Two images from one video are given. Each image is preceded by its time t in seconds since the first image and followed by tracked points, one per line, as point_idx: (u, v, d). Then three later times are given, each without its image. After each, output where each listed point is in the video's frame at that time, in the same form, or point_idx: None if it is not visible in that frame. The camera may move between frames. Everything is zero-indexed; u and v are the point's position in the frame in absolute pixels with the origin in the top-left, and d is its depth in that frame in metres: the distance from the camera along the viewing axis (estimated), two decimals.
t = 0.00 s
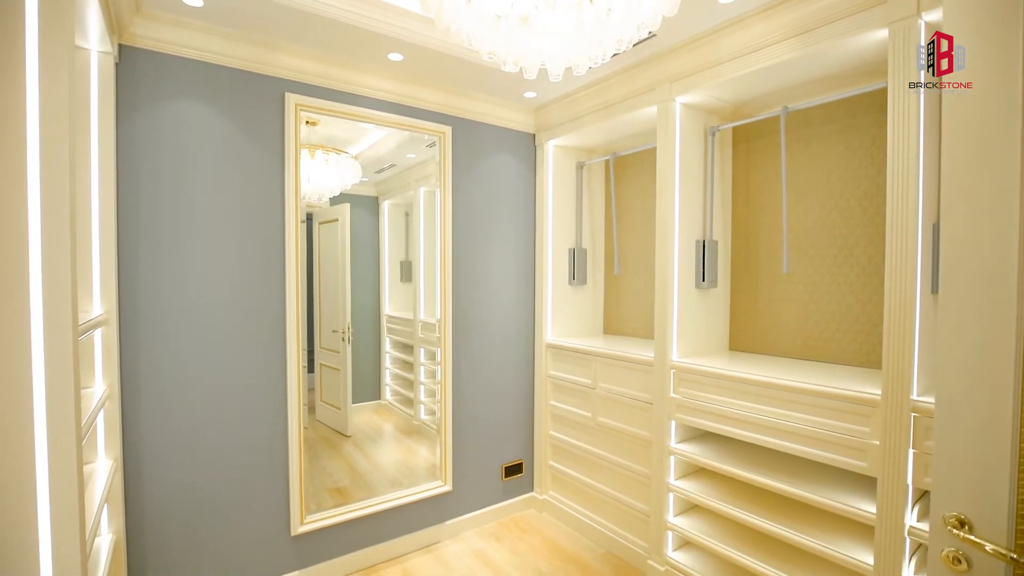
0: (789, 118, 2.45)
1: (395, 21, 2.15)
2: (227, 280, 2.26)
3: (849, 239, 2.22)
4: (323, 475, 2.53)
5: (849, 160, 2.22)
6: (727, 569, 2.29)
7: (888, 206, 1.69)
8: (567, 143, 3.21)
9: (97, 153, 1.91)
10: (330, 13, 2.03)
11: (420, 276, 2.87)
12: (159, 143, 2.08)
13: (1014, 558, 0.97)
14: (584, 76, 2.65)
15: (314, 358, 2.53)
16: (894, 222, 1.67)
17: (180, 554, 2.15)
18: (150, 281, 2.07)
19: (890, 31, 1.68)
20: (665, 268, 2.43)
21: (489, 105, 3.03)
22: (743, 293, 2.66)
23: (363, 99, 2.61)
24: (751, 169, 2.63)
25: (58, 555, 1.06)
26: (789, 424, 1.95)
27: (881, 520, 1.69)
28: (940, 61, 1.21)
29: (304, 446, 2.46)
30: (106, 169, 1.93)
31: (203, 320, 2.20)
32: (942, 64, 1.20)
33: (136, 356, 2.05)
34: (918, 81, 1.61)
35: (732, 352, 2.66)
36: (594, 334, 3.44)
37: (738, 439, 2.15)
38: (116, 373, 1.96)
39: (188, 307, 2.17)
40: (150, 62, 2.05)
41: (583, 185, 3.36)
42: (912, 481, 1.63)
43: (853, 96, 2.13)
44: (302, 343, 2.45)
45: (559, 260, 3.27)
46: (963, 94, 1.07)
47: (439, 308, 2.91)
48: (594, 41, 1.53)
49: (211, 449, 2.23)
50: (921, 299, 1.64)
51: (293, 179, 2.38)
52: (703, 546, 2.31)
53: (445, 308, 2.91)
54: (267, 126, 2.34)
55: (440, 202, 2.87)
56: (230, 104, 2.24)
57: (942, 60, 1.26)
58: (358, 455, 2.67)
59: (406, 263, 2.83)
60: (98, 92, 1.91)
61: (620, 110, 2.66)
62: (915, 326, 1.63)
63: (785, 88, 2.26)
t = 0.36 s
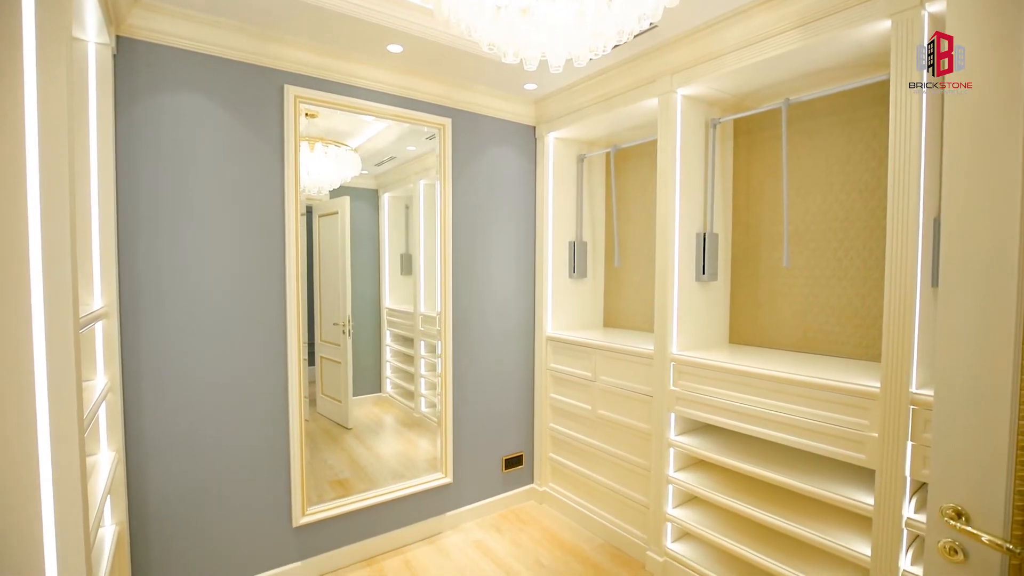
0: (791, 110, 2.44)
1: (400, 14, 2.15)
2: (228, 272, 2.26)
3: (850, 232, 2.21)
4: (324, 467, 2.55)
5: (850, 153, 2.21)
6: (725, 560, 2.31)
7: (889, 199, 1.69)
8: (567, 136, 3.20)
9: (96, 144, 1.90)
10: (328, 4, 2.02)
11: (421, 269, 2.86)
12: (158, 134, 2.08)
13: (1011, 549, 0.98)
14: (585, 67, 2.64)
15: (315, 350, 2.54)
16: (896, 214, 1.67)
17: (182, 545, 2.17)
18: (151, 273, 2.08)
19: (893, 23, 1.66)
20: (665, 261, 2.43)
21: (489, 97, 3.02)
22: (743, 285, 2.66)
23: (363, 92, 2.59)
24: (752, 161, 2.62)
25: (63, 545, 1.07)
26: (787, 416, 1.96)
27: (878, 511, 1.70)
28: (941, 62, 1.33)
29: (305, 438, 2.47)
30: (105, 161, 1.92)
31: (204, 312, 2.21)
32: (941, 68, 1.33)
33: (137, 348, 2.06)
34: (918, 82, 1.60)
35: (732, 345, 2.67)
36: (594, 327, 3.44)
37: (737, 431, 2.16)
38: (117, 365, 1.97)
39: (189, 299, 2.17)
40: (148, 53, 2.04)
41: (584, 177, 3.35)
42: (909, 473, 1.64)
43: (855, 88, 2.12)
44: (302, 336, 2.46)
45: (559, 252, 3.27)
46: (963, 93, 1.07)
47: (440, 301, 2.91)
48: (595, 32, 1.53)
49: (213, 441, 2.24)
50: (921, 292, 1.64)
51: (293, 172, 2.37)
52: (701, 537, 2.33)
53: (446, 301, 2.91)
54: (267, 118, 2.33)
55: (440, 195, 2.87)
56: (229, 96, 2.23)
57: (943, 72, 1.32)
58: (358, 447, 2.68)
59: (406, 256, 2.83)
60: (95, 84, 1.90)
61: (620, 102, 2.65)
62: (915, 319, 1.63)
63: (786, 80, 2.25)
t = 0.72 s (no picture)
0: (793, 101, 2.42)
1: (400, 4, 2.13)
2: (228, 265, 2.26)
3: (851, 226, 2.21)
4: (325, 459, 2.56)
5: (851, 145, 2.20)
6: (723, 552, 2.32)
7: (890, 191, 1.69)
8: (568, 128, 3.19)
9: (94, 136, 1.89)
10: None
11: (421, 262, 2.86)
12: (157, 126, 2.07)
13: (1008, 540, 0.98)
14: (585, 58, 2.62)
15: (316, 343, 2.54)
16: (897, 207, 1.66)
17: (184, 536, 2.18)
18: (152, 265, 2.08)
19: (897, 13, 1.65)
20: (665, 253, 2.43)
21: (490, 88, 3.00)
22: (744, 278, 2.66)
23: (363, 83, 2.58)
24: (753, 153, 2.61)
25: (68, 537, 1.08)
26: (787, 409, 1.97)
27: (877, 503, 1.71)
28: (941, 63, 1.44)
29: (306, 430, 2.48)
30: (104, 153, 1.91)
31: (205, 304, 2.21)
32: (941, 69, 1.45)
33: (138, 341, 2.06)
34: (919, 82, 1.60)
35: (732, 337, 2.67)
36: (594, 319, 3.44)
37: (737, 424, 2.17)
38: (118, 357, 1.98)
39: (189, 292, 2.17)
40: (147, 43, 2.03)
41: (585, 169, 3.34)
42: (908, 466, 1.64)
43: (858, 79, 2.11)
44: (303, 329, 2.46)
45: (560, 245, 3.26)
46: (963, 94, 1.06)
47: (440, 293, 2.91)
48: (596, 22, 1.52)
49: (215, 432, 2.25)
50: (922, 285, 1.64)
51: (293, 164, 2.36)
52: (700, 528, 2.34)
53: (446, 294, 2.91)
54: (266, 110, 2.32)
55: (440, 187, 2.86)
56: (228, 87, 2.22)
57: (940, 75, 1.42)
58: (359, 440, 2.69)
59: (406, 249, 2.83)
60: (92, 74, 1.89)
61: (621, 93, 2.63)
62: (916, 311, 1.63)
63: (789, 71, 2.23)
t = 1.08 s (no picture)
0: (796, 93, 2.41)
1: None
2: (228, 258, 2.25)
3: (853, 218, 2.20)
4: (327, 451, 2.57)
5: (854, 137, 2.19)
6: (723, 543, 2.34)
7: (893, 183, 1.68)
8: (569, 119, 3.17)
9: (93, 129, 1.89)
10: None
11: (421, 254, 2.86)
12: (156, 118, 2.05)
13: (1005, 531, 0.99)
14: (586, 49, 2.60)
15: (316, 336, 2.54)
16: (900, 199, 1.66)
17: (187, 526, 2.20)
18: (152, 259, 2.07)
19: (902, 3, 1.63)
20: (666, 245, 2.42)
21: (490, 79, 2.98)
22: (744, 271, 2.66)
23: (362, 74, 2.56)
24: (755, 144, 2.60)
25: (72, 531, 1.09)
26: (788, 401, 1.97)
27: (876, 495, 1.72)
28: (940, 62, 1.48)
29: (308, 422, 2.50)
30: (103, 146, 1.91)
31: (205, 297, 2.21)
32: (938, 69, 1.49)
33: (139, 334, 2.06)
34: (919, 82, 1.59)
35: (732, 330, 2.67)
36: (594, 312, 3.45)
37: (737, 416, 2.17)
38: (120, 350, 1.98)
39: (190, 285, 2.17)
40: (146, 34, 2.01)
41: (586, 161, 3.33)
42: (908, 458, 1.65)
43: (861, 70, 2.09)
44: (303, 322, 2.46)
45: (560, 237, 3.26)
46: (963, 94, 1.06)
47: (441, 286, 2.90)
48: (599, 12, 1.50)
49: (217, 425, 2.26)
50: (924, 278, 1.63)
51: (292, 157, 2.35)
52: (700, 519, 2.36)
53: (446, 287, 2.91)
54: (265, 102, 2.30)
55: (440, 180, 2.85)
56: (227, 79, 2.21)
57: (941, 77, 1.47)
58: (360, 432, 2.71)
59: (406, 242, 2.82)
60: (90, 66, 1.88)
61: (623, 85, 2.61)
62: (917, 304, 1.62)
63: (792, 63, 2.22)
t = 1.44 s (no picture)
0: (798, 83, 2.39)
1: None
2: (228, 251, 2.25)
3: (854, 210, 2.19)
4: (328, 443, 2.58)
5: (857, 128, 2.18)
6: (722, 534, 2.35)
7: (895, 174, 1.67)
8: (570, 111, 3.15)
9: (92, 122, 1.88)
10: None
11: (421, 247, 2.86)
12: (155, 111, 2.05)
13: (1004, 522, 0.99)
14: (587, 40, 2.58)
15: (317, 329, 2.55)
16: (902, 191, 1.65)
17: (190, 518, 2.22)
18: (152, 252, 2.07)
19: None
20: (667, 237, 2.41)
21: (490, 71, 2.96)
22: (745, 263, 2.66)
23: (362, 65, 2.54)
24: (757, 136, 2.58)
25: (75, 526, 1.10)
26: (787, 394, 1.98)
27: (875, 486, 1.73)
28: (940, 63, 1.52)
29: (309, 415, 2.50)
30: (101, 138, 1.90)
31: (205, 291, 2.21)
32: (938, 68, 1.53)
33: (140, 327, 2.07)
34: (919, 82, 1.59)
35: (733, 322, 2.67)
36: (595, 305, 3.45)
37: (737, 408, 2.18)
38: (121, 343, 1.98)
39: (190, 278, 2.17)
40: (143, 25, 2.00)
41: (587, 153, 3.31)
42: (907, 450, 1.65)
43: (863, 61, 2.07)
44: (304, 315, 2.46)
45: (561, 230, 3.25)
46: (963, 93, 1.06)
47: (441, 279, 2.90)
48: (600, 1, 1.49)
49: (218, 417, 2.27)
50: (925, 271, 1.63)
51: (292, 149, 2.34)
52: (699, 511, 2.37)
53: (447, 280, 2.91)
54: (265, 94, 2.29)
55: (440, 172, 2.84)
56: (226, 70, 2.19)
57: (942, 77, 1.52)
58: (361, 424, 2.72)
59: (407, 235, 2.82)
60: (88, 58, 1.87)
61: (624, 76, 2.60)
62: (918, 297, 1.62)
63: (794, 53, 2.20)
